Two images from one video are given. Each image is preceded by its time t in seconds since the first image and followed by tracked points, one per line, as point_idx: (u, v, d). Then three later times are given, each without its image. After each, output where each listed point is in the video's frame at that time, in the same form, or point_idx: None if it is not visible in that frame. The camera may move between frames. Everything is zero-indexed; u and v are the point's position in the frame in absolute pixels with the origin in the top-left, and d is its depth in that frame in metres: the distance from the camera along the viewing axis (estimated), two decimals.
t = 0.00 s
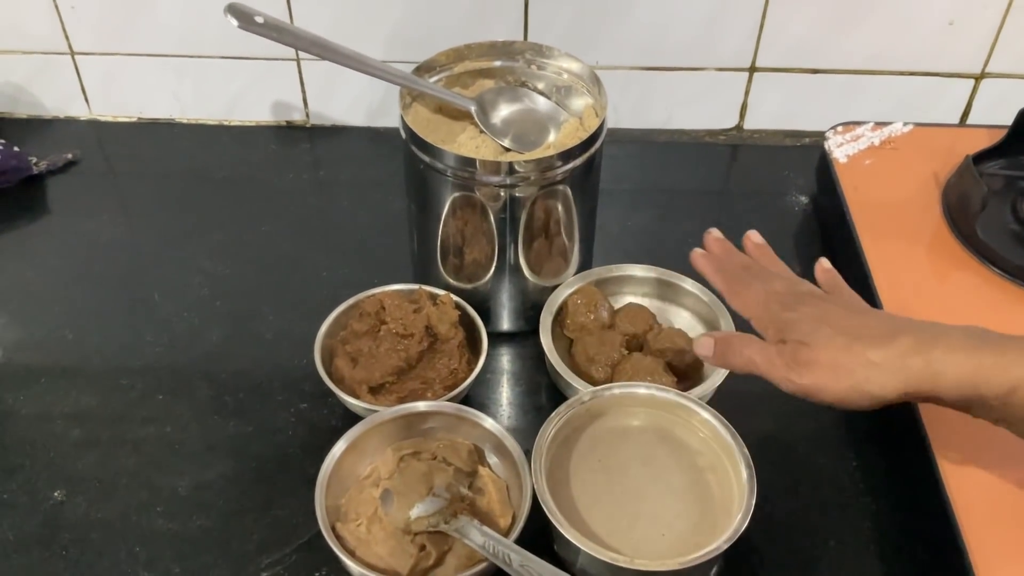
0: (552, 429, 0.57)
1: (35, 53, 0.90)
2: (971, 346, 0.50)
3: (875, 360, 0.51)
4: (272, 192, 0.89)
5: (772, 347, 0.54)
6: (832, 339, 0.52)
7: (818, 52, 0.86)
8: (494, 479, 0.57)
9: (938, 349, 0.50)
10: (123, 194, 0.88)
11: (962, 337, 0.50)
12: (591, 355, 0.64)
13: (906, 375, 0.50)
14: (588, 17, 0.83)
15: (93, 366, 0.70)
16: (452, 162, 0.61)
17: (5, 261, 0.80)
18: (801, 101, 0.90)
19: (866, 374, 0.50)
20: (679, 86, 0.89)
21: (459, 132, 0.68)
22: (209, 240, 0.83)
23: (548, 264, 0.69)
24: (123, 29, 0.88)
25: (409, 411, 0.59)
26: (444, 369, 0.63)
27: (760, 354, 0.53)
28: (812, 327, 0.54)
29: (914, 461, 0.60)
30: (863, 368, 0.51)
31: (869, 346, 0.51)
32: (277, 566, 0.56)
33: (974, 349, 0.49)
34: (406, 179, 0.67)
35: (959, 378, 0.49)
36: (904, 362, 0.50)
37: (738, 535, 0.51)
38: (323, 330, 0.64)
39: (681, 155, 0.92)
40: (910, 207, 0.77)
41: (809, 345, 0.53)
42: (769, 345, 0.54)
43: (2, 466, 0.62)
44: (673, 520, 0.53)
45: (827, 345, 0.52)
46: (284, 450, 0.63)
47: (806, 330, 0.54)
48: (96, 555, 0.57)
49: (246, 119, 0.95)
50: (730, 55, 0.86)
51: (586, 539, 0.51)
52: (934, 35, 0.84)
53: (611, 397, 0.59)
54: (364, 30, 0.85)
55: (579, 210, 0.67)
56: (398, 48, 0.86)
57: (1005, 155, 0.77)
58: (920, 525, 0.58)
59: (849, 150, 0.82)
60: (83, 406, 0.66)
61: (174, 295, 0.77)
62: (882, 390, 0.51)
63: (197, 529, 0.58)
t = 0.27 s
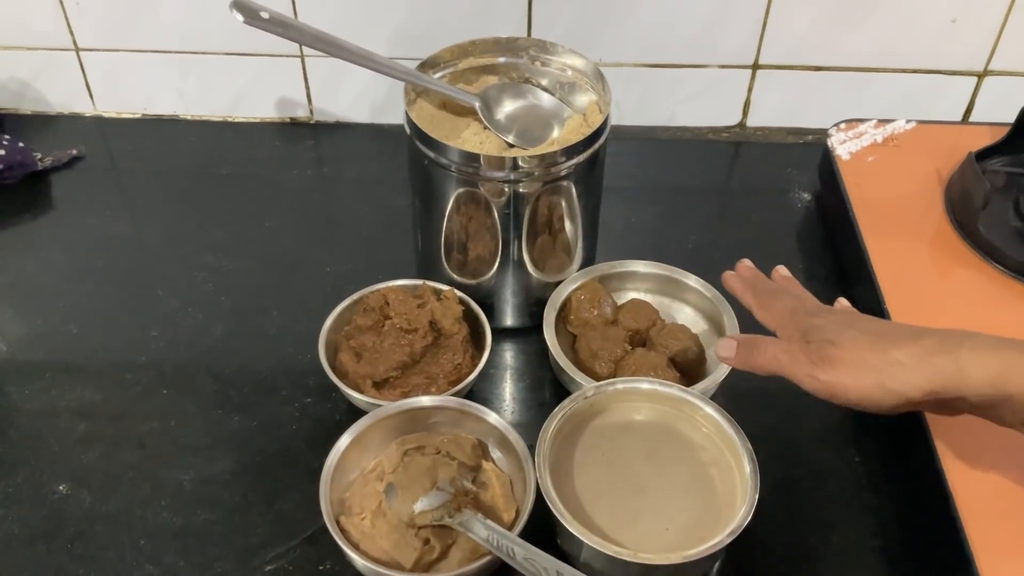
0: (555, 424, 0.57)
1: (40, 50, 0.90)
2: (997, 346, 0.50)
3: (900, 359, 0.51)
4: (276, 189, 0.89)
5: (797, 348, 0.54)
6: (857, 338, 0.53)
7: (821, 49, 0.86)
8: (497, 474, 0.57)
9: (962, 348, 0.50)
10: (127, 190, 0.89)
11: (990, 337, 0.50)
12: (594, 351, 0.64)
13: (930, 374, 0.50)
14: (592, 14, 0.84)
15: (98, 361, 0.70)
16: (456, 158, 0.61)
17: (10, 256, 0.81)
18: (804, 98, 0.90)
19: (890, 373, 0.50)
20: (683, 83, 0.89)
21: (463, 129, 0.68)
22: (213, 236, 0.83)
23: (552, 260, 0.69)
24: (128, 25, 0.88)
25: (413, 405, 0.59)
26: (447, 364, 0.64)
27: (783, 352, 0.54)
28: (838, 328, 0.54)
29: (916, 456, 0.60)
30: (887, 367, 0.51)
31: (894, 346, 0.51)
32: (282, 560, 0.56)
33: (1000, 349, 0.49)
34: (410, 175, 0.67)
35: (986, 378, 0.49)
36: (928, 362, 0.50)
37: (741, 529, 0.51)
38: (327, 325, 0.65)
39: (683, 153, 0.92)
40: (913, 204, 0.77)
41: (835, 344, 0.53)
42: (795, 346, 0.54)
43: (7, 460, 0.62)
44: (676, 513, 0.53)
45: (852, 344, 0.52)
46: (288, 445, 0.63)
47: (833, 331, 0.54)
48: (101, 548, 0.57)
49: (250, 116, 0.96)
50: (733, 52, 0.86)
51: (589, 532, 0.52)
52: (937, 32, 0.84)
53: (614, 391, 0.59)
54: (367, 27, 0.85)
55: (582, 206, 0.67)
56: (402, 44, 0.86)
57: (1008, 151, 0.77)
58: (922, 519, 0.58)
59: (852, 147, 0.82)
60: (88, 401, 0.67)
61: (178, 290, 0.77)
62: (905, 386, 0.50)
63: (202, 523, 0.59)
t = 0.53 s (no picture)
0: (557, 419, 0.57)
1: (42, 47, 0.90)
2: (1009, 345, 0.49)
3: (914, 361, 0.50)
4: (278, 185, 0.89)
5: (808, 350, 0.54)
6: (869, 339, 0.52)
7: (824, 46, 0.86)
8: (500, 469, 0.57)
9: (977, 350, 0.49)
10: (129, 186, 0.89)
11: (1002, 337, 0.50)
12: (597, 347, 0.64)
13: (943, 375, 0.49)
14: (594, 11, 0.83)
15: (100, 358, 0.70)
16: (458, 153, 0.61)
17: (13, 252, 0.81)
18: (807, 95, 0.90)
19: (903, 374, 0.50)
20: (685, 80, 0.89)
21: (465, 125, 0.68)
22: (215, 232, 0.83)
23: (554, 256, 0.69)
24: (130, 22, 0.88)
25: (416, 401, 0.59)
26: (450, 360, 0.64)
27: (794, 354, 0.54)
28: (849, 329, 0.54)
29: (918, 453, 0.60)
30: (900, 367, 0.50)
31: (908, 347, 0.51)
32: (284, 555, 0.57)
33: (1015, 349, 0.49)
34: (412, 171, 0.67)
35: (1001, 379, 0.49)
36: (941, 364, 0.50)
37: (743, 525, 0.51)
38: (330, 321, 0.65)
39: (686, 150, 0.92)
40: (915, 200, 0.77)
41: (847, 345, 0.53)
42: (805, 347, 0.54)
43: (10, 455, 0.62)
44: (678, 509, 0.53)
45: (863, 344, 0.52)
46: (291, 441, 0.63)
47: (844, 332, 0.54)
48: (104, 544, 0.57)
49: (252, 113, 0.96)
50: (735, 49, 0.86)
51: (591, 527, 0.52)
52: (939, 29, 0.84)
53: (617, 387, 0.59)
54: (369, 24, 0.85)
55: (585, 202, 0.67)
56: (404, 41, 0.86)
57: (1010, 148, 0.77)
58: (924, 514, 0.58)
59: (854, 144, 0.82)
60: (91, 397, 0.67)
61: (181, 287, 0.77)
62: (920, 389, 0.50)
63: (204, 518, 0.59)
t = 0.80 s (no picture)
0: (558, 418, 0.57)
1: (43, 47, 0.90)
2: None
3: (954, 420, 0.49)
4: (279, 185, 0.89)
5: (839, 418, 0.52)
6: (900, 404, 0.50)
7: (825, 43, 0.86)
8: (501, 468, 0.57)
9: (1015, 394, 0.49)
10: (130, 186, 0.89)
11: None
12: (598, 345, 0.64)
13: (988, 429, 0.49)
14: (594, 9, 0.83)
15: (101, 358, 0.70)
16: (458, 152, 0.61)
17: (14, 252, 0.81)
18: (807, 93, 0.90)
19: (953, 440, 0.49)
20: (685, 78, 0.89)
21: (465, 123, 0.68)
22: (216, 232, 0.83)
23: (555, 254, 0.69)
24: (131, 22, 0.88)
25: (417, 400, 0.59)
26: (451, 359, 0.64)
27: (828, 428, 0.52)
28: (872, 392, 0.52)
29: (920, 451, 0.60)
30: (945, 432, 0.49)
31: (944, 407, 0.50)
32: (285, 554, 0.57)
33: None
34: (412, 170, 0.67)
35: None
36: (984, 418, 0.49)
37: (744, 523, 0.51)
38: (331, 320, 0.65)
39: (687, 147, 0.92)
40: (916, 198, 0.77)
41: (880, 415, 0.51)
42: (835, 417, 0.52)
43: (11, 455, 0.62)
44: (679, 507, 0.53)
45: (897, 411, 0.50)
46: (292, 440, 0.63)
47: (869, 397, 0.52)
48: (105, 544, 0.57)
49: (253, 112, 0.96)
50: (735, 46, 0.86)
51: (592, 525, 0.52)
52: (940, 26, 0.84)
53: (618, 385, 0.59)
54: (370, 23, 0.85)
55: (585, 200, 0.67)
56: (404, 40, 0.86)
57: (1011, 145, 0.77)
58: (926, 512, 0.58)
59: (855, 141, 0.82)
60: (92, 397, 0.67)
61: (182, 286, 0.77)
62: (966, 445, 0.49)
63: (205, 517, 0.59)
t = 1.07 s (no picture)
0: (556, 417, 0.57)
1: (40, 46, 0.90)
2: None
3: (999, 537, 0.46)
4: (277, 184, 0.89)
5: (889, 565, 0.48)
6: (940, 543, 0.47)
7: (824, 40, 0.85)
8: (499, 468, 0.57)
9: None
10: (128, 186, 0.88)
11: None
12: (596, 345, 0.64)
13: None
14: (592, 7, 0.83)
15: (98, 358, 0.70)
16: (455, 151, 0.61)
17: (11, 253, 0.81)
18: (806, 91, 0.90)
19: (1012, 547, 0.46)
20: (684, 76, 0.89)
21: (463, 122, 0.68)
22: (214, 231, 0.83)
23: (553, 253, 0.69)
24: (128, 21, 0.88)
25: (414, 400, 0.59)
26: (448, 359, 0.63)
27: None
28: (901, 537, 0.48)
29: (919, 450, 0.60)
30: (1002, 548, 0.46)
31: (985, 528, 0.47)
32: (283, 555, 0.56)
33: None
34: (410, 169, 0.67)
35: None
36: None
37: (742, 522, 0.51)
38: (328, 320, 0.65)
39: (685, 145, 0.92)
40: (915, 196, 0.77)
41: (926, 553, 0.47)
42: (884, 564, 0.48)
43: (9, 456, 0.62)
44: (678, 506, 0.53)
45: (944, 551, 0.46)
46: (289, 440, 0.63)
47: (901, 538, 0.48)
48: (102, 545, 0.57)
49: (250, 111, 0.95)
50: (734, 44, 0.86)
51: (590, 525, 0.51)
52: (940, 23, 0.84)
53: (616, 384, 0.59)
54: (367, 21, 0.85)
55: (583, 199, 0.67)
56: (401, 39, 0.86)
57: (1010, 142, 0.77)
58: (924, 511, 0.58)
59: (854, 139, 0.82)
60: (89, 397, 0.67)
61: (179, 286, 0.77)
62: None
63: (203, 518, 0.59)
